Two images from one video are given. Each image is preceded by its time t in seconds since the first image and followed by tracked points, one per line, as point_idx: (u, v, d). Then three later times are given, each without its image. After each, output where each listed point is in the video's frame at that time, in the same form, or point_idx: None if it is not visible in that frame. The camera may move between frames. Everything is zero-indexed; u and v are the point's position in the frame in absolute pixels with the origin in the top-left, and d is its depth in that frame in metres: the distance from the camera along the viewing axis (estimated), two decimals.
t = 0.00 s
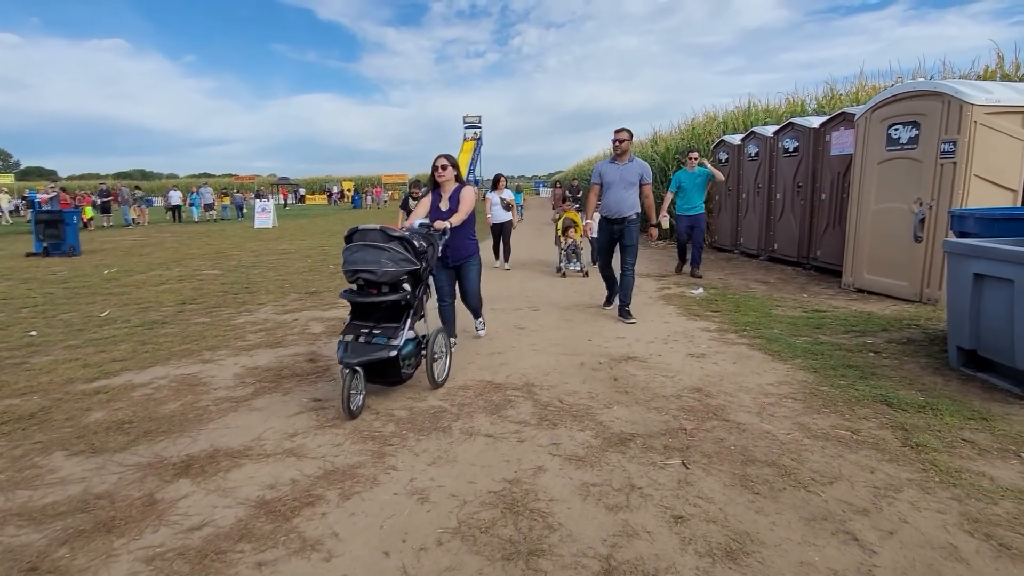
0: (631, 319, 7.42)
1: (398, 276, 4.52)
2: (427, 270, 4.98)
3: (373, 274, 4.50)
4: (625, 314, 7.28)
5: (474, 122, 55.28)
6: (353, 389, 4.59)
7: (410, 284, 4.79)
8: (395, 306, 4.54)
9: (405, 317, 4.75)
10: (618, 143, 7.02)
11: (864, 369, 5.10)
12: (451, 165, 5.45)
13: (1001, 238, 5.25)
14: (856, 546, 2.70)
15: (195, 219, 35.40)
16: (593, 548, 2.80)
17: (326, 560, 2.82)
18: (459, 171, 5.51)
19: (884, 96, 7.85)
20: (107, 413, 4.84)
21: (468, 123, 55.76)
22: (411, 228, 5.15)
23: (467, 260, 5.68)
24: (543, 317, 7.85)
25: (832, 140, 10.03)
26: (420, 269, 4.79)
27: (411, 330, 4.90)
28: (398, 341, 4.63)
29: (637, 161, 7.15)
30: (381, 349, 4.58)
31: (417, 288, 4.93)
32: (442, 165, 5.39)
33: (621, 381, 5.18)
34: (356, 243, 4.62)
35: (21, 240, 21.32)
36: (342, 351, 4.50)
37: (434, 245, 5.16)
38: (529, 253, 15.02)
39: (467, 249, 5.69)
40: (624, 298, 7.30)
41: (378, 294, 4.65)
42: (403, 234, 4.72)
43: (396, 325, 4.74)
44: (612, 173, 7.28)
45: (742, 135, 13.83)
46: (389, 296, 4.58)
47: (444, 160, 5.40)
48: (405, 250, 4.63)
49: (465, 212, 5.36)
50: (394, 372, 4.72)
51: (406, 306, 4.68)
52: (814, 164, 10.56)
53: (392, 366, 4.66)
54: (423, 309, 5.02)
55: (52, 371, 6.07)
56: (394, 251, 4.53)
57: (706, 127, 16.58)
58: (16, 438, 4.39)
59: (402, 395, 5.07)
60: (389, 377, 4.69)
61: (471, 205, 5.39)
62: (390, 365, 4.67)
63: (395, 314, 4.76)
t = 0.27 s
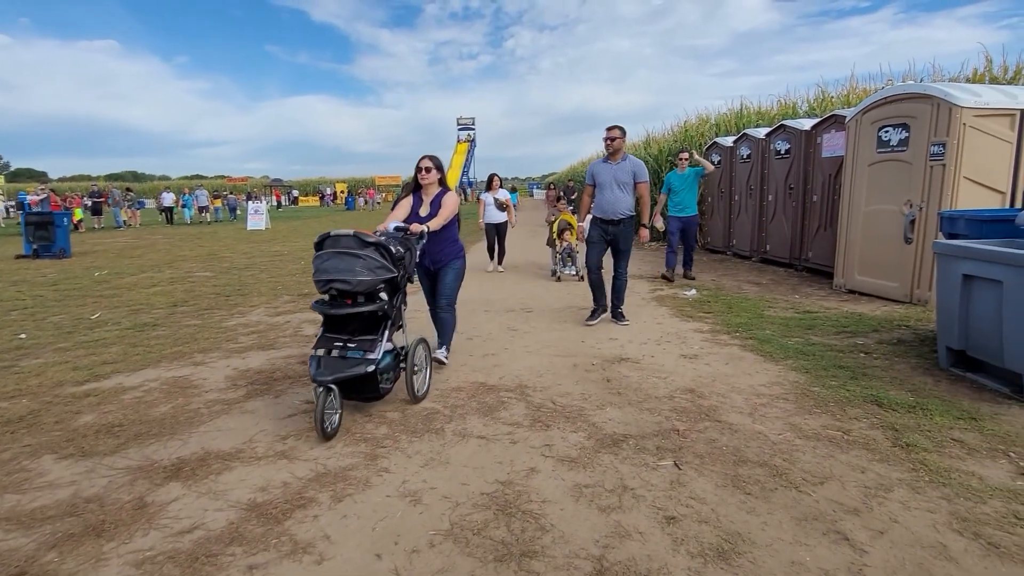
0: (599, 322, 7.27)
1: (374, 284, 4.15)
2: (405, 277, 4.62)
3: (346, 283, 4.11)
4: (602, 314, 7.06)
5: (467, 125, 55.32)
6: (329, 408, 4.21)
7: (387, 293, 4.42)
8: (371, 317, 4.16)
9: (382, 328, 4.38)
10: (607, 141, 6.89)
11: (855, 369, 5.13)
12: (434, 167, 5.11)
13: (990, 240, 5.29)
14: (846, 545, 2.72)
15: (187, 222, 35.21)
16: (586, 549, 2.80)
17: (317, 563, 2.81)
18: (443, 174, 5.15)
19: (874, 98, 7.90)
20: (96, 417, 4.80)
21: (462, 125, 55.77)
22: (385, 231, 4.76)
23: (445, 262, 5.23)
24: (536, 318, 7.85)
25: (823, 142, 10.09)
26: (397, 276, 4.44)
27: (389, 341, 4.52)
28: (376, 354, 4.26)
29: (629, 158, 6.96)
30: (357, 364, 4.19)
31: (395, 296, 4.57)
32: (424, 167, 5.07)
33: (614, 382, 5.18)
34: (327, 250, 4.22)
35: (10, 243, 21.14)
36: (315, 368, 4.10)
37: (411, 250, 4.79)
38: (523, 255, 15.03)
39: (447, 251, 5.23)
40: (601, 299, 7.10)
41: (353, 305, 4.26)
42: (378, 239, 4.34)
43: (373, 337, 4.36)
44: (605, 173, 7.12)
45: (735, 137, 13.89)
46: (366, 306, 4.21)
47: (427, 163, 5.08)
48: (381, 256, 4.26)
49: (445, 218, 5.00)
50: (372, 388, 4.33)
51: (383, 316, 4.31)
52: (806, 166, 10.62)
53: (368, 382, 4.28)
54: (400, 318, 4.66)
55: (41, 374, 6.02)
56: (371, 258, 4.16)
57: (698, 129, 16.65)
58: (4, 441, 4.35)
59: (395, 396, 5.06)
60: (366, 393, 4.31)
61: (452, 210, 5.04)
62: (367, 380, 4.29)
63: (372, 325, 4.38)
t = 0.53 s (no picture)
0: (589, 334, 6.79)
1: (346, 293, 3.83)
2: (381, 285, 4.30)
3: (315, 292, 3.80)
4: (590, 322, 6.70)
5: (461, 126, 55.34)
6: (297, 432, 3.92)
7: (361, 302, 4.11)
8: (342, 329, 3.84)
9: (355, 340, 4.06)
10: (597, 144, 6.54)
11: (846, 370, 5.15)
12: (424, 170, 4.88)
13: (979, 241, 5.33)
14: (837, 545, 2.73)
15: (179, 223, 35.02)
16: (578, 550, 2.80)
17: (309, 565, 2.80)
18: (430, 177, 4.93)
19: (865, 100, 7.94)
20: (86, 419, 4.76)
21: (456, 126, 55.80)
22: (361, 237, 4.43)
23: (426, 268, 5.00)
24: (530, 319, 7.85)
25: (815, 143, 10.14)
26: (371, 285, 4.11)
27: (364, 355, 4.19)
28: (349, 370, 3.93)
29: (616, 160, 6.61)
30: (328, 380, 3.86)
31: (370, 305, 4.24)
32: (413, 167, 4.83)
33: (607, 383, 5.19)
34: (294, 256, 3.89)
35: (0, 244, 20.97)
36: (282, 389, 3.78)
37: (388, 256, 4.47)
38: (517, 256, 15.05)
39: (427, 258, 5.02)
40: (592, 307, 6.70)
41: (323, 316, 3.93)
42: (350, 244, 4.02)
43: (345, 350, 4.03)
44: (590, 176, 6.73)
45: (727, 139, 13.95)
46: (337, 318, 3.88)
47: (417, 164, 4.86)
48: (354, 263, 3.94)
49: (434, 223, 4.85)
50: (344, 405, 4.01)
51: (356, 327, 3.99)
52: (798, 168, 10.67)
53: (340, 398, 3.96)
54: (376, 329, 4.32)
55: (31, 376, 5.97)
56: (341, 265, 3.84)
57: (691, 131, 16.71)
58: None
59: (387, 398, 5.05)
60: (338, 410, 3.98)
61: (438, 217, 4.90)
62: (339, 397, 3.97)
63: (344, 337, 4.06)
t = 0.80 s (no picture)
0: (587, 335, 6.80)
1: (311, 305, 3.51)
2: (354, 294, 3.98)
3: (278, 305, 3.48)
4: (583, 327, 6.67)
5: (455, 127, 55.34)
6: (258, 457, 3.61)
7: (331, 313, 3.78)
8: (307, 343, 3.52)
9: (325, 355, 3.72)
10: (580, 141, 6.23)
11: (838, 369, 5.18)
12: (402, 165, 4.75)
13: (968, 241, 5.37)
14: (828, 543, 2.74)
15: (172, 224, 34.87)
16: (571, 550, 2.81)
17: (301, 567, 2.79)
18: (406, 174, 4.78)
19: (856, 101, 7.98)
20: (77, 421, 4.73)
21: (450, 127, 55.82)
22: (337, 242, 4.17)
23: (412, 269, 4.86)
24: (523, 320, 7.86)
25: (807, 144, 10.19)
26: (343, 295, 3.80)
27: (336, 369, 3.88)
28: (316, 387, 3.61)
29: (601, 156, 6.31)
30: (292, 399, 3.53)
31: (343, 317, 3.91)
32: (390, 163, 4.68)
33: (600, 384, 5.20)
34: (256, 265, 3.58)
35: None
36: (241, 408, 3.44)
37: (364, 264, 4.16)
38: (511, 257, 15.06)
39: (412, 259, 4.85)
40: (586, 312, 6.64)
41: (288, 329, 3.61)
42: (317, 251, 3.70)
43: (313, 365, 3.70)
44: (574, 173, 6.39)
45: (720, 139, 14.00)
46: (304, 331, 3.57)
47: (395, 159, 4.70)
48: (321, 273, 3.63)
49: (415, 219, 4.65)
50: (312, 426, 3.68)
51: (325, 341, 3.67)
52: (790, 168, 10.72)
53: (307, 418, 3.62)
54: (350, 342, 3.99)
55: (21, 378, 5.93)
56: (306, 275, 3.53)
57: (684, 132, 16.77)
58: None
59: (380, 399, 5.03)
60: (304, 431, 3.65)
61: (419, 213, 4.74)
62: (306, 418, 3.64)
63: (312, 351, 3.73)
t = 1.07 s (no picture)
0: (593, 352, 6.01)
1: (270, 316, 3.22)
2: (321, 304, 3.69)
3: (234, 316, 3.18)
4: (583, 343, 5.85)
5: (449, 127, 55.33)
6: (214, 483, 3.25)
7: (296, 324, 3.48)
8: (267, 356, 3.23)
9: (288, 371, 3.42)
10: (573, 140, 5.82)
11: (830, 368, 5.20)
12: (376, 168, 4.42)
13: (959, 240, 5.41)
14: (821, 541, 2.75)
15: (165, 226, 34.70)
16: (564, 549, 2.80)
17: (294, 568, 2.78)
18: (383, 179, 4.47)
19: (848, 101, 8.02)
20: (67, 423, 4.70)
21: (444, 127, 55.80)
22: (303, 247, 3.90)
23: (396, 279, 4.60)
24: (518, 320, 7.86)
25: (799, 144, 10.23)
26: (308, 304, 3.51)
27: (303, 385, 3.58)
28: (280, 406, 3.30)
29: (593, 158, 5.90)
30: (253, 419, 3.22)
31: (308, 328, 3.61)
32: (363, 167, 4.34)
33: (594, 383, 5.20)
34: (210, 273, 3.29)
35: None
36: (194, 432, 3.11)
37: (331, 270, 3.87)
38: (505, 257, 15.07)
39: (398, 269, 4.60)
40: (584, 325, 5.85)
41: (247, 344, 3.30)
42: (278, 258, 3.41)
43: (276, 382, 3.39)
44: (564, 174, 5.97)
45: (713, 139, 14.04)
46: (264, 344, 3.27)
47: (367, 163, 4.38)
48: (281, 280, 3.34)
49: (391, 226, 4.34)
50: (275, 448, 3.34)
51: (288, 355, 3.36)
52: (782, 168, 10.77)
53: (270, 439, 3.30)
54: (317, 356, 3.69)
55: (11, 380, 5.88)
56: (264, 283, 3.24)
57: (678, 132, 16.82)
58: None
59: (374, 399, 5.03)
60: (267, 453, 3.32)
61: (396, 219, 4.40)
62: (269, 439, 3.31)
63: (274, 367, 3.42)
